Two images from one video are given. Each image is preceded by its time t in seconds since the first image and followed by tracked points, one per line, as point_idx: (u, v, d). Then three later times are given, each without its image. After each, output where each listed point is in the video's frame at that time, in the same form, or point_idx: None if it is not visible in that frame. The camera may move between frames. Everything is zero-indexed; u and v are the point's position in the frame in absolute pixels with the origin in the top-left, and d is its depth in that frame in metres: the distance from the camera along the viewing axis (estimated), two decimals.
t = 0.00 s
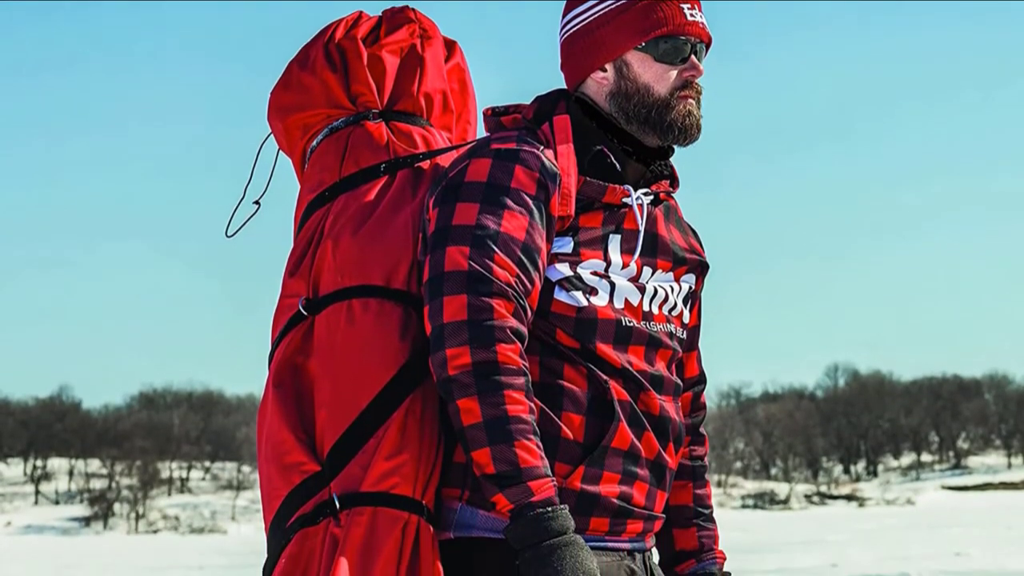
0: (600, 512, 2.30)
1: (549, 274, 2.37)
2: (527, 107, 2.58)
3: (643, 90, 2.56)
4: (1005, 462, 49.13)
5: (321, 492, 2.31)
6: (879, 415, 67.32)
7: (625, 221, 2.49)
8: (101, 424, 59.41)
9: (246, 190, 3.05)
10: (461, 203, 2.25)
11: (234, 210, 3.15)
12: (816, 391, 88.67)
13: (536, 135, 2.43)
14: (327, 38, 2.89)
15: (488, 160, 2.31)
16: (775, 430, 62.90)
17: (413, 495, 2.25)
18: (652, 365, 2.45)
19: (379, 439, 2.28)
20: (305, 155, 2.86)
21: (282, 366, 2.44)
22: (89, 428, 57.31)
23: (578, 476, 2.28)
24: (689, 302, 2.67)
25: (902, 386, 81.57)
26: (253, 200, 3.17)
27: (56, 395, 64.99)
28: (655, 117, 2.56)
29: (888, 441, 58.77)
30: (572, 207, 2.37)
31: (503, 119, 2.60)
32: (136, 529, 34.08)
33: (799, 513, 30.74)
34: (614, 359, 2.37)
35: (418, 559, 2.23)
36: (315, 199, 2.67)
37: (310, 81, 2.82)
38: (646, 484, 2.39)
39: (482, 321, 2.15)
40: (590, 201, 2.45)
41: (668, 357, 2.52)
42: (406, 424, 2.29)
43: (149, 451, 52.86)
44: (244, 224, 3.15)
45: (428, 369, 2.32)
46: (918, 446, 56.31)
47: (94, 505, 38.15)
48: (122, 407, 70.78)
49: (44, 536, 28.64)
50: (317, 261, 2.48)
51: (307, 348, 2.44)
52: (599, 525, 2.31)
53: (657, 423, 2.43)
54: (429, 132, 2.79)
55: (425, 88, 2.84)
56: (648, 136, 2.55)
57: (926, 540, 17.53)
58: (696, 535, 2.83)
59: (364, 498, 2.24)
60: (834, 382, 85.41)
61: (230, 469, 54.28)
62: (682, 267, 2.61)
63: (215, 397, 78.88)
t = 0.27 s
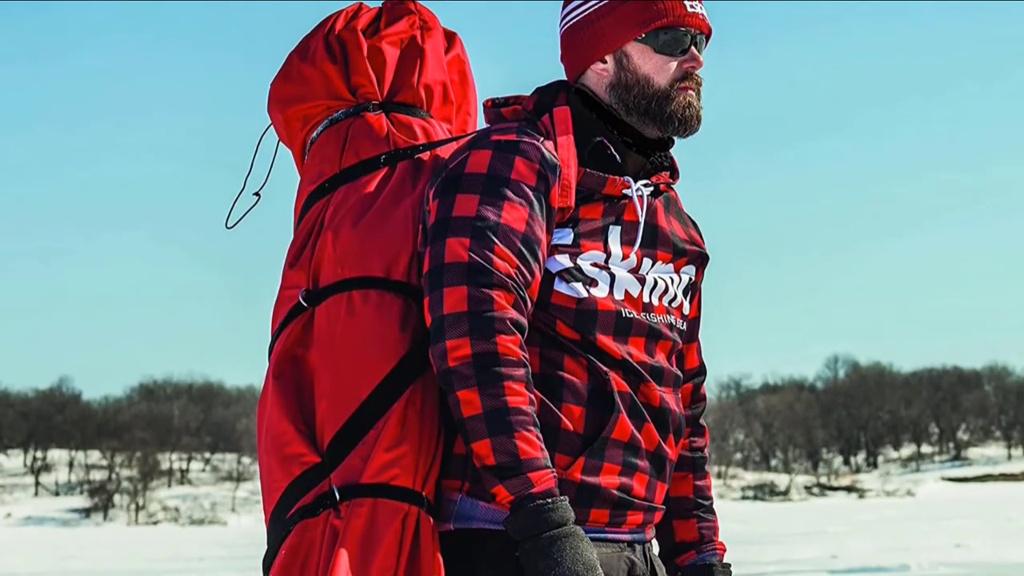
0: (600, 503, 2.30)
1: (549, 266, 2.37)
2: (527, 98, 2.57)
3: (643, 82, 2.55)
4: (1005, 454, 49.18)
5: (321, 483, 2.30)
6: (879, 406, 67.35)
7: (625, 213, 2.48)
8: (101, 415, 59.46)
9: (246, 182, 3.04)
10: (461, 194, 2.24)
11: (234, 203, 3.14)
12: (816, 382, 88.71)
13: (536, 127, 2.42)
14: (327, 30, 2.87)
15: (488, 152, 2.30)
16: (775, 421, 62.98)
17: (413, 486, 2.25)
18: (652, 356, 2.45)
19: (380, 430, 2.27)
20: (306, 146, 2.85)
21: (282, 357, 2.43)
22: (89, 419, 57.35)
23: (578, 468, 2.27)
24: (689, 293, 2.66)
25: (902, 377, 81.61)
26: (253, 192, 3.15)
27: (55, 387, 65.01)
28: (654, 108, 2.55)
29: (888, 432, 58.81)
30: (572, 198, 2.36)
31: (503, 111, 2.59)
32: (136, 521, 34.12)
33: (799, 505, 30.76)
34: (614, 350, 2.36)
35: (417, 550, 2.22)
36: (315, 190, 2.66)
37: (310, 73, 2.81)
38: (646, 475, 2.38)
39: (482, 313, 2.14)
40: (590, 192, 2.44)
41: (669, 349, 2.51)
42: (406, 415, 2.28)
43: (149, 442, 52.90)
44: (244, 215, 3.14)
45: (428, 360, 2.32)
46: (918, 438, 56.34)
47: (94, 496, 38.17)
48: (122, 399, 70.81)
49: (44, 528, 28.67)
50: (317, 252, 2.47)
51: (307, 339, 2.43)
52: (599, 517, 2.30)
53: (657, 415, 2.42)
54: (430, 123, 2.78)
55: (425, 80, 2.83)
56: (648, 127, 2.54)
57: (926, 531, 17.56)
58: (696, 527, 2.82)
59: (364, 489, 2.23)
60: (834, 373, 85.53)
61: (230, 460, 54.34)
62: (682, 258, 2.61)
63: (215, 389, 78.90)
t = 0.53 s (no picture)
0: (600, 493, 2.29)
1: (548, 256, 2.36)
2: (527, 89, 2.56)
3: (643, 72, 2.53)
4: (1005, 444, 49.18)
5: (320, 473, 2.29)
6: (879, 396, 67.37)
7: (625, 202, 2.47)
8: (101, 405, 59.47)
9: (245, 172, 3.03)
10: (461, 184, 2.23)
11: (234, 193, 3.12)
12: (816, 372, 88.74)
13: (536, 117, 2.40)
14: (327, 20, 2.85)
15: (488, 142, 2.29)
16: (775, 411, 63.00)
17: (413, 476, 2.24)
18: (652, 346, 2.44)
19: (380, 421, 2.26)
20: (305, 136, 2.84)
21: (282, 347, 2.42)
22: (89, 409, 57.36)
23: (578, 458, 2.26)
24: (689, 283, 2.65)
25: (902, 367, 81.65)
26: (253, 182, 3.14)
27: (55, 377, 65.00)
28: (654, 98, 2.53)
29: (888, 422, 58.84)
30: (572, 188, 2.35)
31: (503, 101, 2.57)
32: (136, 511, 34.15)
33: (799, 495, 30.78)
34: (614, 340, 2.35)
35: (418, 540, 2.21)
36: (315, 181, 2.65)
37: (310, 63, 2.79)
38: (646, 465, 2.38)
39: (482, 303, 2.13)
40: (590, 182, 2.43)
41: (668, 339, 2.50)
42: (406, 405, 2.27)
43: (149, 432, 52.90)
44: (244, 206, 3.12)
45: (428, 350, 2.31)
46: (918, 428, 56.37)
47: (93, 487, 38.18)
48: (122, 389, 70.81)
49: (44, 518, 28.68)
50: (317, 242, 2.46)
51: (306, 329, 2.42)
52: (599, 507, 2.29)
53: (657, 404, 2.41)
54: (430, 113, 2.76)
55: (425, 70, 2.81)
56: (648, 117, 2.52)
57: (927, 521, 17.56)
58: (696, 517, 2.81)
59: (364, 480, 2.22)
60: (834, 363, 85.55)
61: (230, 450, 54.36)
62: (682, 248, 2.59)
63: (215, 379, 78.90)
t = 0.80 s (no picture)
0: (601, 483, 2.28)
1: (549, 246, 2.34)
2: (527, 79, 2.54)
3: (643, 62, 2.52)
4: (1005, 434, 49.21)
5: (320, 463, 2.28)
6: (879, 385, 67.41)
7: (625, 192, 2.46)
8: (101, 395, 59.49)
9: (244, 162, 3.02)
10: (461, 173, 2.22)
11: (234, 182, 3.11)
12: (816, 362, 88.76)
13: (536, 107, 2.39)
14: (327, 9, 2.84)
15: (488, 132, 2.28)
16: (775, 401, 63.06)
17: (413, 466, 2.23)
18: (652, 336, 2.43)
19: (379, 411, 2.25)
20: (306, 126, 2.82)
21: (283, 336, 2.41)
22: (89, 399, 57.38)
23: (577, 448, 2.26)
24: (689, 273, 2.64)
25: (901, 357, 81.68)
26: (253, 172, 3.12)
27: (55, 367, 65.01)
28: (654, 88, 2.52)
29: (888, 412, 58.89)
30: (572, 178, 2.34)
31: (503, 91, 2.56)
32: (136, 501, 34.19)
33: (799, 485, 30.81)
34: (614, 330, 2.34)
35: (418, 530, 2.21)
36: (315, 170, 2.64)
37: (310, 52, 2.77)
38: (646, 455, 2.37)
39: (482, 293, 2.12)
40: (590, 172, 2.42)
41: (669, 329, 2.49)
42: (406, 395, 2.26)
43: (149, 422, 52.93)
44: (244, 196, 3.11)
45: (428, 340, 2.30)
46: (918, 418, 56.43)
47: (93, 477, 38.20)
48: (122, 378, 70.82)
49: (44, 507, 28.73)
50: (317, 232, 2.45)
51: (306, 319, 2.41)
52: (599, 497, 2.28)
53: (657, 394, 2.40)
54: (430, 103, 2.75)
55: (425, 60, 2.80)
56: (648, 107, 2.51)
57: (927, 511, 17.57)
58: (696, 507, 2.80)
59: (364, 470, 2.21)
60: (834, 353, 85.58)
61: (230, 440, 54.39)
62: (682, 238, 2.58)
63: (215, 369, 78.92)
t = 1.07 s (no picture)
0: (600, 474, 2.28)
1: (548, 237, 2.34)
2: (527, 70, 2.53)
3: (643, 53, 2.50)
4: (1005, 425, 49.25)
5: (320, 454, 2.27)
6: (879, 377, 67.44)
7: (625, 183, 2.45)
8: (101, 386, 59.52)
9: (243, 154, 3.01)
10: (461, 165, 2.21)
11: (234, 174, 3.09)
12: (816, 353, 88.80)
13: (536, 98, 2.38)
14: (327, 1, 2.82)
15: (488, 123, 2.27)
16: (775, 392, 63.10)
17: (413, 457, 2.22)
18: (652, 328, 2.42)
19: (380, 402, 2.24)
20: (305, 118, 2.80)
21: (282, 327, 2.40)
22: (89, 391, 57.42)
23: (577, 439, 2.25)
24: (689, 265, 2.63)
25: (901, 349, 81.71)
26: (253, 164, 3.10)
27: (55, 359, 65.04)
28: (655, 79, 2.51)
29: (888, 403, 58.92)
30: (572, 169, 2.33)
31: (503, 82, 2.54)
32: (136, 493, 34.24)
33: (798, 476, 30.84)
34: (614, 321, 2.33)
35: (418, 521, 2.20)
36: (315, 162, 2.63)
37: (310, 44, 2.76)
38: (646, 446, 2.36)
39: (482, 284, 2.11)
40: (590, 163, 2.41)
41: (669, 320, 2.49)
42: (406, 386, 2.26)
43: (149, 413, 52.99)
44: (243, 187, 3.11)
45: (428, 332, 2.29)
46: (917, 409, 56.45)
47: (93, 468, 38.25)
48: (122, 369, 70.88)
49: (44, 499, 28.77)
50: (317, 223, 2.44)
51: (307, 310, 2.40)
52: (599, 488, 2.28)
53: (657, 386, 2.40)
54: (430, 94, 2.74)
55: (425, 51, 2.79)
56: (648, 99, 2.50)
57: (926, 503, 17.58)
58: (696, 498, 2.80)
59: (364, 461, 2.21)
60: (834, 344, 85.61)
61: (230, 431, 54.43)
62: (682, 230, 2.57)
63: (214, 360, 78.98)
